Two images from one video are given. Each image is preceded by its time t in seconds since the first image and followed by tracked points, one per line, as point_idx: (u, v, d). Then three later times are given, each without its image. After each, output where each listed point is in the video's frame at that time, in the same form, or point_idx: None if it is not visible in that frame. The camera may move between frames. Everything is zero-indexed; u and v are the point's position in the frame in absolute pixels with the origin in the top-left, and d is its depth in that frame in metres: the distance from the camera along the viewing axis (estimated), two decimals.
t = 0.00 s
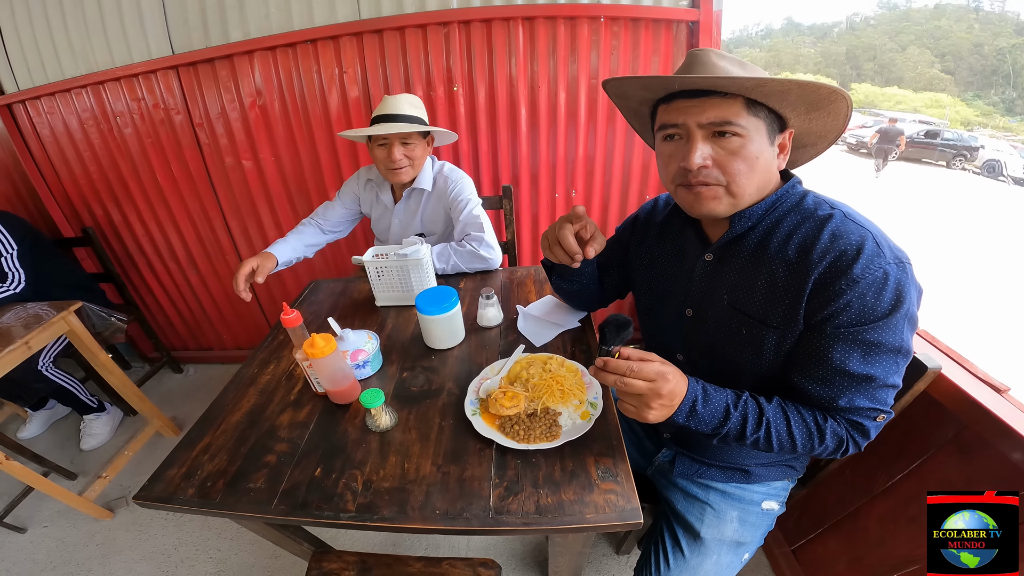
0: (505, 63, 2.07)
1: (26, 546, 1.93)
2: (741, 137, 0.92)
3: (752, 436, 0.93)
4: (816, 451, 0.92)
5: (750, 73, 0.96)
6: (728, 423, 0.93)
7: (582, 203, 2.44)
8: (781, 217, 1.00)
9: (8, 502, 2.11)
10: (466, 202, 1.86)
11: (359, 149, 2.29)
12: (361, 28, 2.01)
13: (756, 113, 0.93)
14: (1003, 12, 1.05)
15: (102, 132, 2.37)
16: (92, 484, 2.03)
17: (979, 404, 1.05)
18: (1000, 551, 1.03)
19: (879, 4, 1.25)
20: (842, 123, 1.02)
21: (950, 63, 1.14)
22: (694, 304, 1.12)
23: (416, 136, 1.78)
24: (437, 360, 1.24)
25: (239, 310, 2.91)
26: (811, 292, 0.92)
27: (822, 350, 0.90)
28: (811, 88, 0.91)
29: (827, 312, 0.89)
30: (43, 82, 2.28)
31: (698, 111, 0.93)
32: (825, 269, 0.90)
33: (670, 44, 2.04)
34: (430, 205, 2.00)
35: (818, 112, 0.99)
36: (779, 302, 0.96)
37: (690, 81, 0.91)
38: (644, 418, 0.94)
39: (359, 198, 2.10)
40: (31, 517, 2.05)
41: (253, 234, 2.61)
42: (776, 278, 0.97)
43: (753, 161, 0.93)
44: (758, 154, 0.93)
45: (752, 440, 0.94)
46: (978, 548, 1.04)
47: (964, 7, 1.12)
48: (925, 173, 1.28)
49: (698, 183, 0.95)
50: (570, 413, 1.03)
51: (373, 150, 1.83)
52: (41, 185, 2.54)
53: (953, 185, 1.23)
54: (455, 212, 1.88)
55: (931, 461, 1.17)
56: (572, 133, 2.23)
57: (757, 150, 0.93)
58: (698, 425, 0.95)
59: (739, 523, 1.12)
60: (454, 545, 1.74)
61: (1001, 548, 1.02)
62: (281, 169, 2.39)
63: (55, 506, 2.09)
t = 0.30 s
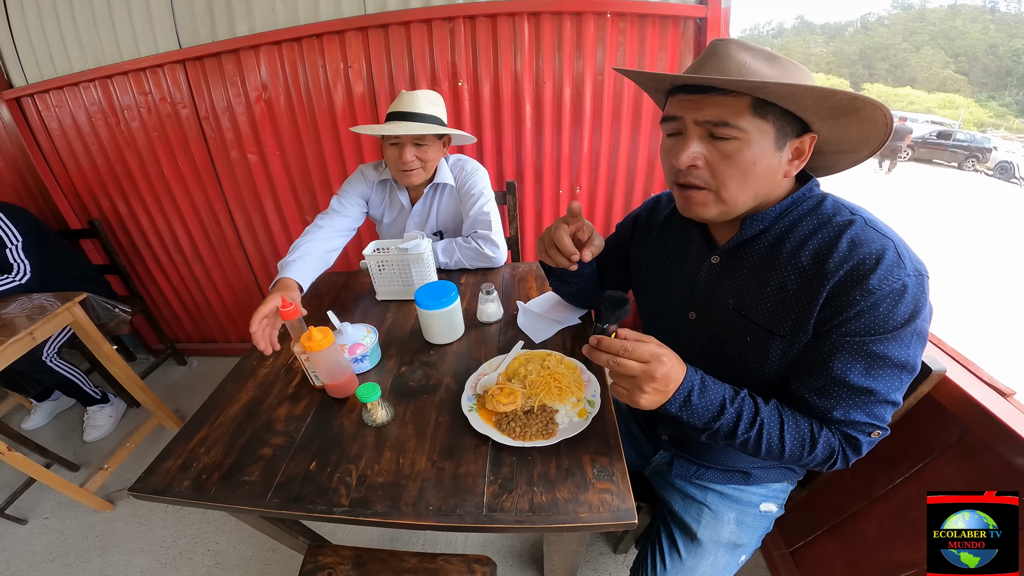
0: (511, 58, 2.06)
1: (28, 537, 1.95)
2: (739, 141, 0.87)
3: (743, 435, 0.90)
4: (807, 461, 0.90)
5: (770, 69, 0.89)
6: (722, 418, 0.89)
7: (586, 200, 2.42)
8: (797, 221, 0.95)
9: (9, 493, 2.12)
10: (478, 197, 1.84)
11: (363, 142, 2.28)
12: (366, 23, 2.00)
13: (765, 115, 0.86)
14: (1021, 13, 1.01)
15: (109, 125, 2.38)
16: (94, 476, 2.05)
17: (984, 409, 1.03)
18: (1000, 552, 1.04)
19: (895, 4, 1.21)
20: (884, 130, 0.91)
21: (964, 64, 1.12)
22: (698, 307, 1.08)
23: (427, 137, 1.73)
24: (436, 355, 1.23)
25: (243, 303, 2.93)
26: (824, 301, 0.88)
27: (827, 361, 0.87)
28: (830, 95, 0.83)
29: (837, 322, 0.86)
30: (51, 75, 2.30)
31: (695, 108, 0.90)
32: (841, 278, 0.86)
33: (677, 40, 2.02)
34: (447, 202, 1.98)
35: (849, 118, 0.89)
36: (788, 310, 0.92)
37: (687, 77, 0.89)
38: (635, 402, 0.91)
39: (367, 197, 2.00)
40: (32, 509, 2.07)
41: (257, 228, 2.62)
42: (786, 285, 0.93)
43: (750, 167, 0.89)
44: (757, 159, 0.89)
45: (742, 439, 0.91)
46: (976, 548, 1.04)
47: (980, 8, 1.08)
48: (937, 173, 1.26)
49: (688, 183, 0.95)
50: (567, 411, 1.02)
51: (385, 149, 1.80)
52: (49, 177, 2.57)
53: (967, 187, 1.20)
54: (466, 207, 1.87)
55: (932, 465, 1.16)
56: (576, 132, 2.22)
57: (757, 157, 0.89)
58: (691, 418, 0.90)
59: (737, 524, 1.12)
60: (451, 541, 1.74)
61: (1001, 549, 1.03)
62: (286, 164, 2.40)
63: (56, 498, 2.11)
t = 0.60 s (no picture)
0: (519, 57, 2.07)
1: (35, 530, 1.98)
2: (729, 146, 0.89)
3: (748, 432, 0.90)
4: (811, 461, 0.90)
5: (775, 71, 0.87)
6: (728, 414, 0.89)
7: (593, 199, 2.43)
8: (810, 224, 0.95)
9: (18, 486, 2.16)
10: (488, 195, 1.86)
11: (371, 139, 2.31)
12: (376, 21, 2.01)
13: (758, 120, 0.86)
14: None
15: (121, 121, 2.41)
16: (101, 470, 2.09)
17: (988, 412, 1.03)
18: (999, 551, 1.03)
19: (906, 4, 1.19)
20: (904, 135, 0.85)
21: (976, 65, 1.10)
22: (707, 308, 1.08)
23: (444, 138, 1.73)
24: (443, 351, 1.25)
25: (250, 297, 2.96)
26: (836, 304, 0.88)
27: (835, 363, 0.87)
28: (824, 105, 0.81)
29: (849, 325, 0.86)
30: (65, 72, 2.33)
31: (691, 113, 0.93)
32: (854, 282, 0.86)
33: (685, 41, 2.02)
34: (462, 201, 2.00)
35: (858, 128, 0.86)
36: (800, 312, 0.92)
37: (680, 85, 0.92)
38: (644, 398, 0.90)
39: (380, 198, 1.99)
40: (40, 502, 2.10)
41: (266, 223, 2.65)
42: (799, 288, 0.92)
43: (741, 172, 0.91)
44: (749, 165, 0.90)
45: (747, 436, 0.90)
46: (977, 548, 1.04)
47: (993, 9, 1.07)
48: (947, 176, 1.27)
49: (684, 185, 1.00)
50: (573, 408, 1.03)
51: (400, 148, 1.79)
52: (62, 172, 2.60)
53: (976, 188, 1.21)
54: (476, 204, 1.89)
55: (935, 467, 1.16)
56: (584, 132, 2.23)
57: (748, 162, 0.90)
58: (698, 412, 0.91)
59: (739, 524, 1.12)
60: (455, 537, 1.75)
61: (1001, 548, 1.02)
62: (295, 160, 2.42)
63: (63, 491, 2.14)
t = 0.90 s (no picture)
0: (525, 55, 2.06)
1: (40, 529, 1.98)
2: (779, 138, 0.88)
3: (772, 426, 0.88)
4: (834, 456, 0.88)
5: (799, 66, 0.90)
6: (752, 407, 0.88)
7: (599, 197, 2.42)
8: (825, 219, 0.94)
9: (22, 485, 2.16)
10: (493, 191, 1.86)
11: (376, 133, 2.29)
12: (382, 18, 2.00)
13: (802, 111, 0.88)
14: None
15: (126, 119, 2.41)
16: (106, 468, 2.08)
17: (1001, 410, 1.02)
18: (999, 551, 1.04)
19: (909, 3, 1.19)
20: (903, 122, 0.95)
21: (980, 64, 1.10)
22: (720, 303, 1.07)
23: (449, 126, 1.75)
24: (452, 349, 1.24)
25: (254, 295, 2.95)
26: (854, 296, 0.87)
27: (854, 355, 0.86)
28: (864, 92, 0.85)
29: (868, 317, 0.85)
30: (69, 69, 2.33)
31: (733, 108, 0.90)
32: (872, 274, 0.85)
33: (692, 39, 2.01)
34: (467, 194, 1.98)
35: (875, 114, 0.92)
36: (817, 305, 0.91)
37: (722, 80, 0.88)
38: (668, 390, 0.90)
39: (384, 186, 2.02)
40: (44, 501, 2.10)
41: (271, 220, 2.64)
42: (815, 281, 0.92)
43: (791, 163, 0.90)
44: (797, 155, 0.90)
45: (771, 430, 0.88)
46: (977, 549, 1.05)
47: (998, 8, 1.07)
48: (952, 175, 1.27)
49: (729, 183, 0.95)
50: (585, 406, 1.02)
51: (405, 138, 1.80)
52: (66, 170, 2.60)
53: (977, 186, 1.22)
54: (483, 202, 1.88)
55: (947, 466, 1.15)
56: (590, 129, 2.21)
57: (796, 153, 0.90)
58: (721, 406, 0.89)
59: (750, 522, 1.11)
60: (460, 536, 1.74)
61: (1001, 549, 1.03)
62: (301, 158, 2.42)
63: (68, 490, 2.14)
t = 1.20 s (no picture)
0: (530, 53, 2.05)
1: (44, 530, 1.98)
2: (804, 137, 0.87)
3: (801, 419, 0.87)
4: (859, 448, 0.86)
5: (807, 65, 0.89)
6: (782, 400, 0.87)
7: (603, 195, 2.41)
8: (840, 213, 0.94)
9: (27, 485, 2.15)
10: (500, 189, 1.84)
11: (380, 132, 2.29)
12: (386, 15, 1.99)
13: (820, 110, 0.87)
14: None
15: (129, 117, 2.40)
16: (110, 468, 2.08)
17: (1013, 405, 1.01)
18: (999, 551, 1.06)
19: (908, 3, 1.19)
20: (903, 115, 0.96)
21: (980, 63, 1.09)
22: (734, 297, 1.06)
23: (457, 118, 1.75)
24: (461, 347, 1.23)
25: (258, 293, 2.95)
26: (872, 288, 0.86)
27: (875, 346, 0.85)
28: (878, 89, 0.86)
29: (887, 308, 0.84)
30: (72, 67, 2.32)
31: (757, 110, 0.87)
32: (889, 266, 0.85)
33: (697, 37, 2.00)
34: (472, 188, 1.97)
35: (884, 107, 0.93)
36: (835, 298, 0.90)
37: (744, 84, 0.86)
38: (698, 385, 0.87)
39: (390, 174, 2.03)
40: (48, 501, 2.09)
41: (274, 218, 2.63)
42: (833, 274, 0.91)
43: (816, 162, 0.89)
44: (820, 154, 0.89)
45: (800, 423, 0.87)
46: (977, 548, 1.07)
47: (998, 7, 1.06)
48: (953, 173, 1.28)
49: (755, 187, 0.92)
50: (598, 403, 1.02)
51: (412, 133, 1.80)
52: (69, 169, 2.59)
53: (978, 184, 1.22)
54: (489, 198, 1.88)
55: (958, 462, 1.14)
56: (595, 127, 2.21)
57: (819, 151, 0.89)
58: (750, 400, 0.88)
59: (764, 519, 1.10)
60: (467, 536, 1.73)
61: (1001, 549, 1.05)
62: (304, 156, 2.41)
63: (72, 491, 2.13)
